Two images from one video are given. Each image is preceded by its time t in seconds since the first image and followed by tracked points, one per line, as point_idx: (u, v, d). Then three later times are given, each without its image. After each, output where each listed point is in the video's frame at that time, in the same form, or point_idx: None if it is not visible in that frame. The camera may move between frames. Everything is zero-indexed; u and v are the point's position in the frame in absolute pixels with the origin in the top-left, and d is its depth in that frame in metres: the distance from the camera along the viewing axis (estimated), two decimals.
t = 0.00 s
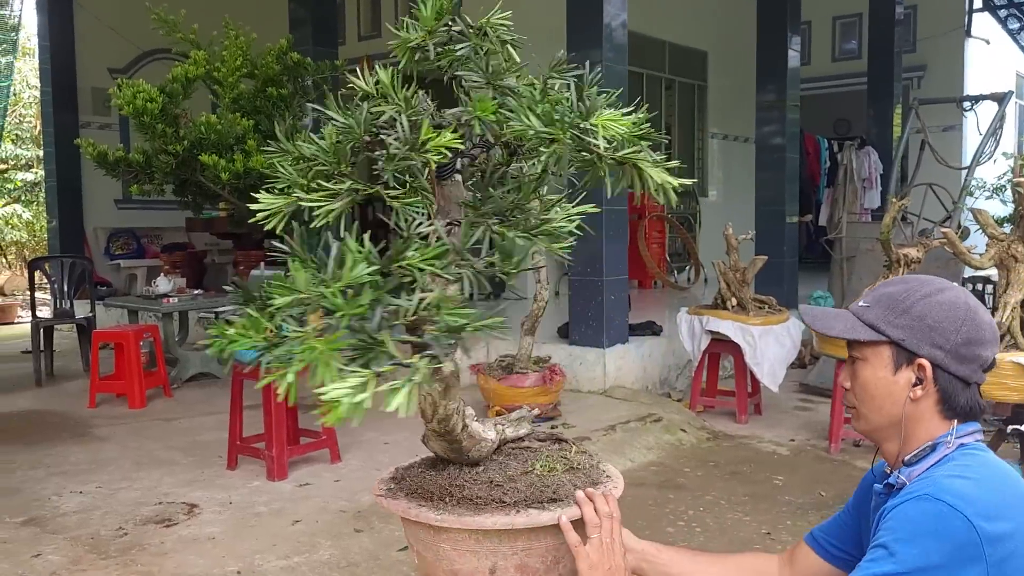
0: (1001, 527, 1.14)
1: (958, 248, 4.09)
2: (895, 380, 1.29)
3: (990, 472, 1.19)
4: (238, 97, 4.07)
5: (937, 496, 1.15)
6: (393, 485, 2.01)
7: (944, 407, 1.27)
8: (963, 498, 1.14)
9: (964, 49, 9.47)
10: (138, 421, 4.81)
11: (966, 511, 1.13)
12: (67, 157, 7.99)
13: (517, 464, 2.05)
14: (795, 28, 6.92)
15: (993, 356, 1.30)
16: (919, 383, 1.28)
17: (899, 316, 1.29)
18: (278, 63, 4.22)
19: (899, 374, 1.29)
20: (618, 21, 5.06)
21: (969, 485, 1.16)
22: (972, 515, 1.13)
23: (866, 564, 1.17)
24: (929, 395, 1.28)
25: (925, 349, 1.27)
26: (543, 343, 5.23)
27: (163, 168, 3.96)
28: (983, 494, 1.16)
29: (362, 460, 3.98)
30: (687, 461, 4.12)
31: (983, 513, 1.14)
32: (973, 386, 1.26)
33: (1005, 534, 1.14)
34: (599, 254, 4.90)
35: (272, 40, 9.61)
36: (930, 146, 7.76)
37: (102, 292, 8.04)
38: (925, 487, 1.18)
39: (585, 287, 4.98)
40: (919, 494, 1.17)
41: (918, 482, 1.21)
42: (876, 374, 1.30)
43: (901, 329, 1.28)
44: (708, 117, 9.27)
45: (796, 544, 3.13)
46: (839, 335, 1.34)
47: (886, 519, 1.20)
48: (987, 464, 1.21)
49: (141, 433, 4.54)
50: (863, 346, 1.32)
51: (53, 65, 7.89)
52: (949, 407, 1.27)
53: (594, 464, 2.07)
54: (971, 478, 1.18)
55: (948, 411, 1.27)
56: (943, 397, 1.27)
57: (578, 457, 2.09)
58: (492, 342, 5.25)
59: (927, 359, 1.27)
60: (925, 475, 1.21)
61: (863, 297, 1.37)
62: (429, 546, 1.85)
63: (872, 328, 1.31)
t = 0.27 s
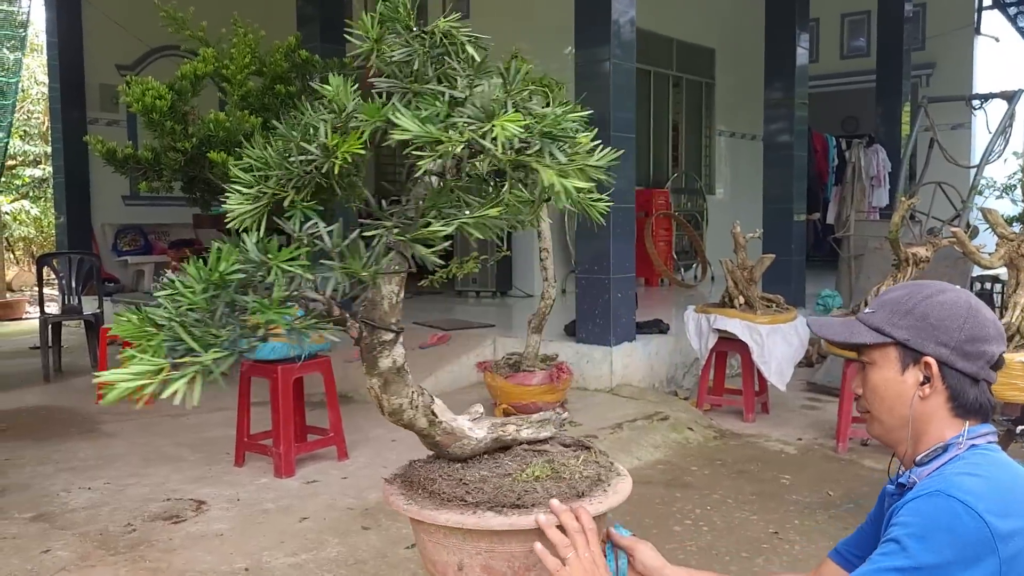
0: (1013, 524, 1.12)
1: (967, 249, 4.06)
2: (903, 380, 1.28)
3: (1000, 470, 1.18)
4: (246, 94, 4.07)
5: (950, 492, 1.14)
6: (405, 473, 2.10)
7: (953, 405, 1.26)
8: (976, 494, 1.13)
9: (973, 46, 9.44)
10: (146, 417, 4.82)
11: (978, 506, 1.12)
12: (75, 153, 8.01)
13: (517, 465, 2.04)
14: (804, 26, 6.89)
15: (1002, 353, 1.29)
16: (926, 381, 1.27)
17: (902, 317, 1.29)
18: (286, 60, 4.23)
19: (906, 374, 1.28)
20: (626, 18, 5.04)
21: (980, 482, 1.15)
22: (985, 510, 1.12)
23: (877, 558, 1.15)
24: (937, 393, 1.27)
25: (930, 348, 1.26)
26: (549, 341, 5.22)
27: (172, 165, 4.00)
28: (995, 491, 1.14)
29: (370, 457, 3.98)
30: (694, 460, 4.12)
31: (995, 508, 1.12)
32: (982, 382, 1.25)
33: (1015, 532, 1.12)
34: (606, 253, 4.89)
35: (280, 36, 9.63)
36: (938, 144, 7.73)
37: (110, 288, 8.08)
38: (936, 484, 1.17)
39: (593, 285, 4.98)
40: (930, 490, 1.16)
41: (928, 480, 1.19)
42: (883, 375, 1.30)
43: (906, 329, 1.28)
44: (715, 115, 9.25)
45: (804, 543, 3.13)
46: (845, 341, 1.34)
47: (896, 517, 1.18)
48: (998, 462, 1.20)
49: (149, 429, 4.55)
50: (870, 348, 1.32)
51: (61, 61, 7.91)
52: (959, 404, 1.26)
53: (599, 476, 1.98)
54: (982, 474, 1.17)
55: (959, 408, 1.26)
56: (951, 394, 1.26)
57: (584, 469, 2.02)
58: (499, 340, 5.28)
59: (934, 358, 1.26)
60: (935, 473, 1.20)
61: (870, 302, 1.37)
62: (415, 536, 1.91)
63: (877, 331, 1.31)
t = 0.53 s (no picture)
0: None
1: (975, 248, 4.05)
2: (916, 380, 1.29)
3: (1015, 476, 1.18)
4: (252, 93, 4.07)
5: (964, 498, 1.14)
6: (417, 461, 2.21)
7: (965, 408, 1.26)
8: (990, 500, 1.13)
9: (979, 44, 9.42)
10: (152, 415, 4.84)
11: (993, 511, 1.11)
12: (81, 151, 8.03)
13: (511, 463, 2.07)
14: (810, 24, 6.88)
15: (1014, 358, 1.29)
16: (940, 383, 1.27)
17: (916, 315, 1.30)
18: (293, 59, 4.28)
19: (920, 375, 1.28)
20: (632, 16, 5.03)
21: (994, 487, 1.15)
22: (1000, 514, 1.11)
23: (900, 570, 1.14)
24: (951, 396, 1.27)
25: (946, 348, 1.26)
26: (555, 340, 5.23)
27: (179, 163, 3.99)
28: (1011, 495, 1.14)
29: (375, 455, 3.99)
30: (699, 459, 4.12)
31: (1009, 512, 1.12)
32: (994, 386, 1.25)
33: None
34: (612, 252, 4.89)
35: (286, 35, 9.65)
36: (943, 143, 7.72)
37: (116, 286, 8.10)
38: (950, 489, 1.16)
39: (598, 284, 4.98)
40: (946, 496, 1.15)
41: (943, 486, 1.19)
42: (896, 374, 1.30)
43: (919, 329, 1.29)
44: (720, 113, 9.24)
45: (809, 542, 3.13)
46: (858, 337, 1.35)
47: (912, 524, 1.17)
48: (1011, 466, 1.20)
49: (156, 427, 4.57)
50: (885, 347, 1.32)
51: (68, 60, 7.93)
52: (971, 407, 1.26)
53: (586, 486, 1.94)
54: (997, 479, 1.16)
55: (970, 411, 1.26)
56: (964, 397, 1.26)
57: (574, 477, 1.98)
58: (505, 338, 5.29)
59: (947, 359, 1.26)
60: (950, 477, 1.20)
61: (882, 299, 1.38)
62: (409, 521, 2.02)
63: (890, 328, 1.31)
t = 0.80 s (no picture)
0: None
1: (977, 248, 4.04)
2: (914, 381, 1.29)
3: (1014, 472, 1.17)
4: (253, 93, 4.08)
5: (959, 493, 1.13)
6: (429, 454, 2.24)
7: (964, 406, 1.26)
8: (986, 495, 1.12)
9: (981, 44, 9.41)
10: (154, 415, 4.84)
11: (988, 507, 1.11)
12: (83, 151, 8.03)
13: (503, 463, 2.05)
14: (811, 23, 6.87)
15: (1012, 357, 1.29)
16: (937, 382, 1.27)
17: (911, 317, 1.31)
18: (294, 59, 4.29)
19: (917, 376, 1.29)
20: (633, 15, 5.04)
21: (991, 483, 1.14)
22: (994, 510, 1.11)
23: (893, 565, 1.14)
24: (948, 395, 1.27)
25: (941, 348, 1.27)
26: (557, 339, 5.24)
27: (181, 163, 3.98)
28: (1006, 491, 1.13)
29: (377, 455, 4.00)
30: (701, 458, 4.12)
31: (1004, 507, 1.11)
32: (993, 384, 1.25)
33: None
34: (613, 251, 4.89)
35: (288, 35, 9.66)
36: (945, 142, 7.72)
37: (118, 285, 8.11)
38: (947, 485, 1.16)
39: (599, 283, 4.98)
40: (941, 492, 1.15)
41: (940, 482, 1.19)
42: (895, 377, 1.31)
43: (916, 330, 1.29)
44: (722, 112, 9.23)
45: (812, 542, 3.13)
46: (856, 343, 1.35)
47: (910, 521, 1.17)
48: (1010, 463, 1.19)
49: (157, 427, 4.57)
50: (882, 350, 1.32)
51: (70, 60, 7.93)
52: (970, 405, 1.25)
53: (562, 492, 1.88)
54: (994, 475, 1.16)
55: (969, 409, 1.26)
56: (962, 395, 1.26)
57: (553, 483, 1.93)
58: (506, 338, 5.29)
59: (944, 358, 1.26)
60: (948, 475, 1.19)
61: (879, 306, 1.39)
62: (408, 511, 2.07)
63: (887, 332, 1.32)
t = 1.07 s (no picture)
0: None
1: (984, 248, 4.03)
2: (921, 385, 1.28)
3: (1016, 476, 1.17)
4: (259, 93, 4.08)
5: (963, 498, 1.13)
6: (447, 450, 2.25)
7: (968, 411, 1.26)
8: (989, 501, 1.12)
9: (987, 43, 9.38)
10: (159, 415, 4.85)
11: (991, 512, 1.11)
12: (88, 151, 8.05)
13: (498, 464, 2.03)
14: (817, 22, 6.86)
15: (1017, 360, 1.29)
16: (945, 388, 1.27)
17: (923, 321, 1.29)
18: (299, 59, 4.29)
19: (926, 380, 1.28)
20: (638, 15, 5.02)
21: (994, 488, 1.14)
22: (997, 514, 1.11)
23: (893, 566, 1.14)
24: (954, 401, 1.26)
25: (952, 354, 1.26)
26: (561, 339, 5.24)
27: (186, 163, 3.98)
28: (1010, 496, 1.13)
29: (382, 455, 4.00)
30: (706, 459, 4.11)
31: (1006, 512, 1.11)
32: (997, 389, 1.25)
33: None
34: (618, 250, 4.88)
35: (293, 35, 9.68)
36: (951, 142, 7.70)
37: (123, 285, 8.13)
38: (950, 489, 1.16)
39: (604, 283, 4.98)
40: (944, 495, 1.15)
41: (943, 485, 1.19)
42: (901, 379, 1.30)
43: (926, 334, 1.28)
44: (727, 111, 9.22)
45: (817, 543, 3.12)
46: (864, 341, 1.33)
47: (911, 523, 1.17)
48: (1012, 467, 1.19)
49: (163, 427, 4.58)
50: (890, 351, 1.31)
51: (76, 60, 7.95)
52: (974, 410, 1.26)
53: (534, 497, 1.82)
54: (997, 479, 1.16)
55: (973, 414, 1.26)
56: (968, 400, 1.25)
57: (528, 487, 1.88)
58: (511, 338, 5.28)
59: (953, 364, 1.26)
60: (950, 478, 1.19)
61: (886, 302, 1.37)
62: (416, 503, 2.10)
63: (896, 332, 1.30)
